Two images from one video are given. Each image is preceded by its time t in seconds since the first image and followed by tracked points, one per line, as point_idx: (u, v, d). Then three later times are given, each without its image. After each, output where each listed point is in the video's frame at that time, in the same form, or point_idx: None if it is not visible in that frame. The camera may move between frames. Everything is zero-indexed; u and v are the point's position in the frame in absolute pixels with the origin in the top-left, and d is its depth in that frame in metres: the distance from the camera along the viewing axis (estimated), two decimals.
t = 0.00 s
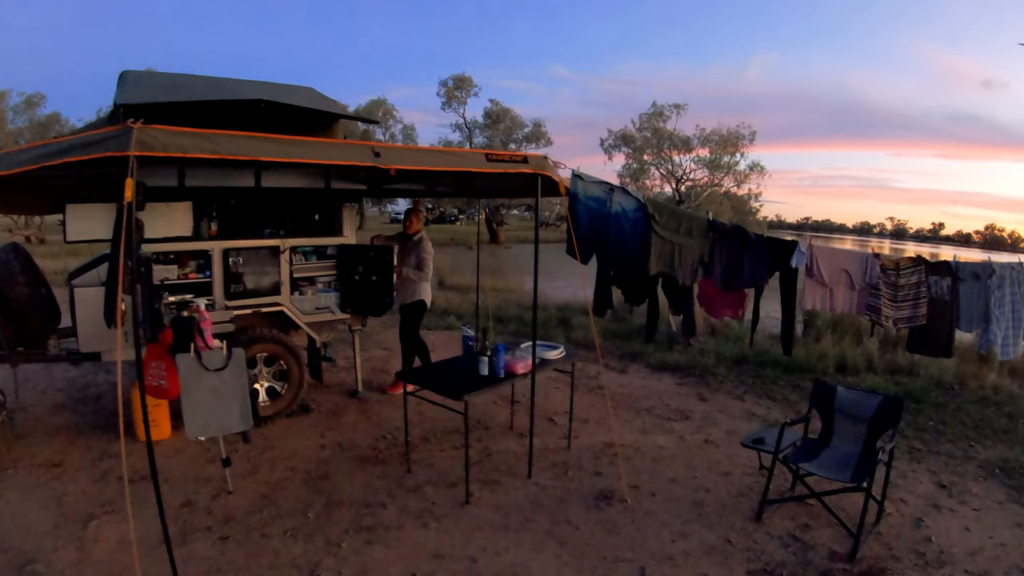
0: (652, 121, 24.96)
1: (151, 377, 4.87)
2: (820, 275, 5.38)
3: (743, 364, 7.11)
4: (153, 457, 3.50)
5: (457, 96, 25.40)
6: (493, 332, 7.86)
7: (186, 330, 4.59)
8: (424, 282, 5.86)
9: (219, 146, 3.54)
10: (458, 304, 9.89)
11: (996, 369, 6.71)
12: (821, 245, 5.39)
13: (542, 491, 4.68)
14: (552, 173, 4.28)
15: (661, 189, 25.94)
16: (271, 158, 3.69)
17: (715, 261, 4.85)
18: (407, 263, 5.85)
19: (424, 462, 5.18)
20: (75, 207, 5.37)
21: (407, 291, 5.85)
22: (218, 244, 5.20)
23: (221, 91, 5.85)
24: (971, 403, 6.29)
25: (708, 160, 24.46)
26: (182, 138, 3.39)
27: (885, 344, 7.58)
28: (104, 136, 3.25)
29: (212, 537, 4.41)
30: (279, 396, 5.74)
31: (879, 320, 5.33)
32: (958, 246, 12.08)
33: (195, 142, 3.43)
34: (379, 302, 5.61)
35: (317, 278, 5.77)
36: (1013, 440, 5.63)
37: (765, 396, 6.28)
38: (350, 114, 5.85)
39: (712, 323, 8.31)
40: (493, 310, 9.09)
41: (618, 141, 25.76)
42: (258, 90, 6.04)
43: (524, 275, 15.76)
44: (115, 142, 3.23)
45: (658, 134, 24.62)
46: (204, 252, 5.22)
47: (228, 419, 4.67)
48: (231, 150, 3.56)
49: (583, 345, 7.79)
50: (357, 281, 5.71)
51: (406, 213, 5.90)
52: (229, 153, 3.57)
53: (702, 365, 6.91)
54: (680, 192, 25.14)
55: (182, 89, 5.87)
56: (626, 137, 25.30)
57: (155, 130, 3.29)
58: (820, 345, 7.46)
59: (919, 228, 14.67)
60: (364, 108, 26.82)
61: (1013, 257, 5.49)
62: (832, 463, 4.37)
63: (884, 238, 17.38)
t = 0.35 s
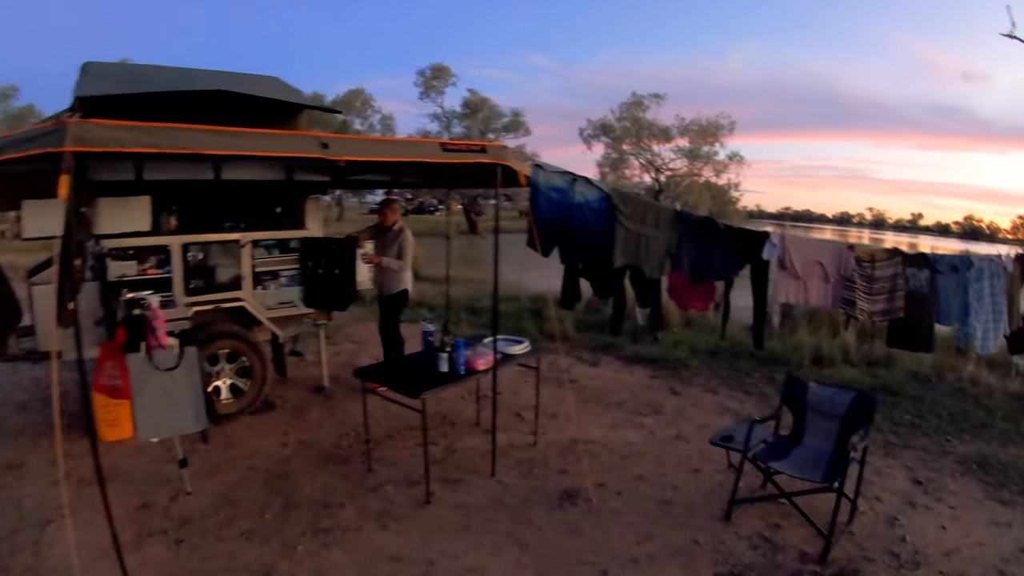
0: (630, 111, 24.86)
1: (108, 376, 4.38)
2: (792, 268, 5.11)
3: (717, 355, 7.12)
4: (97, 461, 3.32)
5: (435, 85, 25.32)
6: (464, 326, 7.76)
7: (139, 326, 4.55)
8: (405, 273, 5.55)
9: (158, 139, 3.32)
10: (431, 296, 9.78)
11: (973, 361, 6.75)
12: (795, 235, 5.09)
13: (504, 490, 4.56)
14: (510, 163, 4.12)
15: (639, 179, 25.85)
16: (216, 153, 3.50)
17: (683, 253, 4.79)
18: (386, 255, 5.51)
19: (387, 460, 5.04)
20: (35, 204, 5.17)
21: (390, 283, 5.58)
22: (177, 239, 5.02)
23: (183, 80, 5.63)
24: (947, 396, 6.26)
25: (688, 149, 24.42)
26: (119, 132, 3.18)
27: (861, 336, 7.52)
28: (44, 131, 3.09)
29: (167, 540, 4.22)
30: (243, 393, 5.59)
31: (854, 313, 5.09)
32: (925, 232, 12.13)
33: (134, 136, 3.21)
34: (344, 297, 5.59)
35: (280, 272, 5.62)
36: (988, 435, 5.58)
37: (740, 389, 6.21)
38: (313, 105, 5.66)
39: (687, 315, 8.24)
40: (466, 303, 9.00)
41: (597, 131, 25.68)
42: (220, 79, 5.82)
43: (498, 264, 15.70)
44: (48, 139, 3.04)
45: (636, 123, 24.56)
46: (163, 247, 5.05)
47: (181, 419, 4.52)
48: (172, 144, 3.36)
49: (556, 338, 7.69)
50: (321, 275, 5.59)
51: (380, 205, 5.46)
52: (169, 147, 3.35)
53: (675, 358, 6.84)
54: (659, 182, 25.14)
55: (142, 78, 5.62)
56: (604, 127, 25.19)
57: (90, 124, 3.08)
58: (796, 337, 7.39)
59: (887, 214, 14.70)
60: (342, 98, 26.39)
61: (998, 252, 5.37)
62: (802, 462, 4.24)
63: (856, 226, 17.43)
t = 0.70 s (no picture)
0: (606, 102, 24.74)
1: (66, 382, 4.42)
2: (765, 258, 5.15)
3: (692, 347, 7.08)
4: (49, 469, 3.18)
5: (408, 78, 25.20)
6: (437, 322, 7.68)
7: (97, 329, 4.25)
8: (382, 270, 5.29)
9: (103, 139, 3.13)
10: (405, 293, 9.70)
11: (950, 348, 6.73)
12: (765, 226, 5.09)
13: (472, 489, 4.47)
14: (470, 154, 4.00)
15: (618, 171, 25.60)
16: (166, 151, 3.31)
17: (651, 243, 4.83)
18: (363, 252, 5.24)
19: (353, 461, 4.94)
20: None
21: (366, 281, 5.27)
22: (139, 239, 4.84)
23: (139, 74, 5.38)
24: (924, 385, 6.25)
25: (664, 140, 24.35)
26: (63, 133, 3.01)
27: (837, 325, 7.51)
28: None
29: (129, 548, 4.06)
30: (208, 395, 5.45)
31: (828, 303, 5.14)
32: (897, 219, 12.09)
33: (78, 136, 3.05)
34: (310, 294, 5.46)
35: (245, 271, 5.48)
36: (964, 423, 5.56)
37: (714, 381, 6.19)
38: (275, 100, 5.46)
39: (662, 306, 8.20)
40: (439, 299, 8.96)
41: (573, 123, 25.62)
42: (178, 70, 5.59)
43: (471, 257, 15.61)
44: None
45: (613, 115, 24.48)
46: (125, 248, 4.87)
47: (139, 424, 4.35)
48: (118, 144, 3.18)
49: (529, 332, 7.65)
50: (286, 273, 5.50)
51: (357, 200, 5.25)
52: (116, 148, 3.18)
53: (649, 350, 6.81)
54: (637, 173, 25.10)
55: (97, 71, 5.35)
56: (580, 119, 25.10)
57: (35, 125, 2.94)
58: (771, 328, 7.36)
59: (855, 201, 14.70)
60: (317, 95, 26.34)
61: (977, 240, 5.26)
62: (774, 456, 4.15)
63: (828, 213, 17.46)
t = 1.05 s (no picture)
0: (603, 98, 24.66)
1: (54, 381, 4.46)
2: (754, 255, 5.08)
3: (685, 344, 7.05)
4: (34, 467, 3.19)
5: (404, 75, 25.25)
6: (429, 318, 7.69)
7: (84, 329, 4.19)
8: (380, 269, 4.99)
9: (82, 139, 3.09)
10: (399, 290, 9.70)
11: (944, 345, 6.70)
12: (755, 222, 5.04)
13: (458, 487, 4.45)
14: (454, 153, 3.97)
15: (615, 165, 26.12)
16: (146, 152, 3.26)
17: (636, 240, 4.80)
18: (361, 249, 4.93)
19: (340, 458, 4.93)
20: None
21: (363, 281, 4.97)
22: (128, 238, 4.80)
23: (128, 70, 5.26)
24: (917, 382, 6.21)
25: (661, 136, 24.27)
26: (43, 132, 2.96)
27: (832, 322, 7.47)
28: None
29: (116, 544, 4.05)
30: (199, 393, 5.41)
31: (817, 300, 5.07)
32: (894, 215, 12.00)
33: (60, 137, 3.01)
34: (299, 292, 5.48)
35: (235, 269, 5.43)
36: (957, 421, 5.52)
37: (705, 378, 6.16)
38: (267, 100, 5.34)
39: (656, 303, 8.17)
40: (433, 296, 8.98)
41: (569, 120, 25.58)
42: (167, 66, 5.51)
43: (466, 254, 15.62)
44: None
45: (610, 111, 24.42)
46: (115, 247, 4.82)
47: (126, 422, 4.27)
48: (99, 144, 3.13)
49: (522, 329, 7.65)
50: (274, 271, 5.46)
51: (354, 197, 4.94)
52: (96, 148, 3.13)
53: (641, 347, 6.78)
54: (634, 170, 25.07)
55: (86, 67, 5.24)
56: (577, 115, 25.05)
57: (16, 127, 2.90)
58: (764, 326, 7.34)
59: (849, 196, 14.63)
60: (314, 94, 26.50)
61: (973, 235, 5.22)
62: (760, 456, 4.10)
63: (825, 209, 17.39)
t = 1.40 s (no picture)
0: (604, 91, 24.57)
1: (47, 371, 4.40)
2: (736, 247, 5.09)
3: (676, 338, 7.06)
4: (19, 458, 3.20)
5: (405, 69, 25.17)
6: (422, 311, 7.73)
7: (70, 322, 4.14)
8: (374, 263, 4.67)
9: (66, 137, 3.21)
10: (394, 283, 9.76)
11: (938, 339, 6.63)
12: (739, 215, 5.02)
13: (441, 478, 4.46)
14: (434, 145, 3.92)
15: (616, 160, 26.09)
16: (128, 148, 3.38)
17: (619, 233, 4.89)
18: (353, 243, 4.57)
19: (327, 449, 4.97)
20: None
21: (354, 274, 4.65)
22: (120, 231, 4.76)
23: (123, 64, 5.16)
24: (910, 376, 6.16)
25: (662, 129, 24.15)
26: (30, 132, 3.12)
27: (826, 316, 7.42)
28: None
29: (106, 531, 4.11)
30: (191, 384, 5.35)
31: (802, 293, 5.04)
32: (895, 210, 11.88)
33: (46, 136, 3.16)
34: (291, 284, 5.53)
35: (226, 262, 5.38)
36: (948, 416, 5.47)
37: (696, 371, 6.15)
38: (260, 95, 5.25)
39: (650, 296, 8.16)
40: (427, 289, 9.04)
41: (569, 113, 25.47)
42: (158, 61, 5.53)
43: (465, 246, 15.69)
44: None
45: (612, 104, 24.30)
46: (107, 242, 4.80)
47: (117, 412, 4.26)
48: (78, 142, 3.24)
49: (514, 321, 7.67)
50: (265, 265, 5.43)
51: (346, 188, 4.57)
52: (78, 147, 3.27)
53: (632, 340, 6.78)
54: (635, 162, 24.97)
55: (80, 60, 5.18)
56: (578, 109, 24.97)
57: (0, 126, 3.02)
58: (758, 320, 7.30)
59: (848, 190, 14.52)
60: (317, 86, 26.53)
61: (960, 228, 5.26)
62: (740, 449, 4.09)
63: (828, 202, 17.27)
